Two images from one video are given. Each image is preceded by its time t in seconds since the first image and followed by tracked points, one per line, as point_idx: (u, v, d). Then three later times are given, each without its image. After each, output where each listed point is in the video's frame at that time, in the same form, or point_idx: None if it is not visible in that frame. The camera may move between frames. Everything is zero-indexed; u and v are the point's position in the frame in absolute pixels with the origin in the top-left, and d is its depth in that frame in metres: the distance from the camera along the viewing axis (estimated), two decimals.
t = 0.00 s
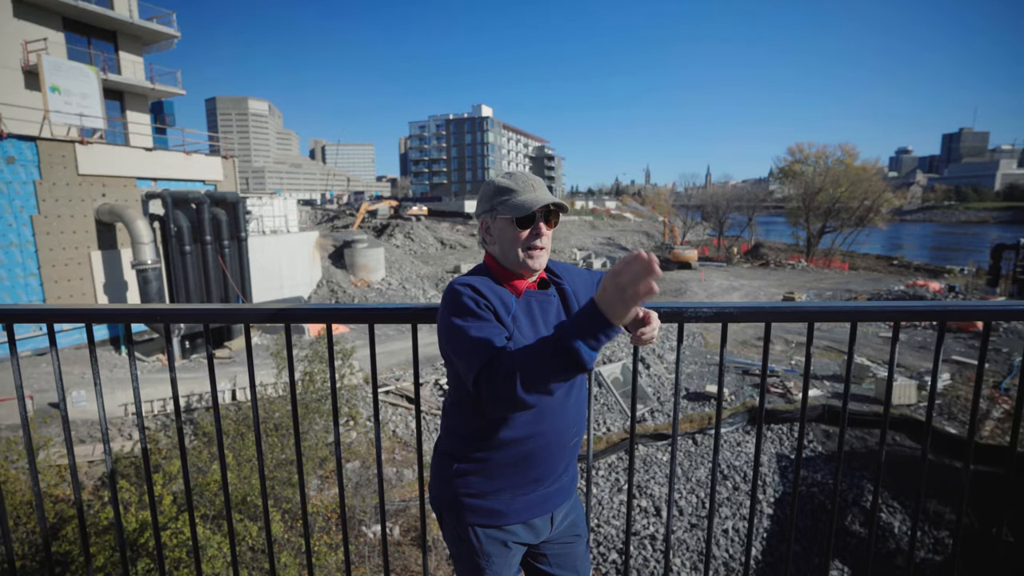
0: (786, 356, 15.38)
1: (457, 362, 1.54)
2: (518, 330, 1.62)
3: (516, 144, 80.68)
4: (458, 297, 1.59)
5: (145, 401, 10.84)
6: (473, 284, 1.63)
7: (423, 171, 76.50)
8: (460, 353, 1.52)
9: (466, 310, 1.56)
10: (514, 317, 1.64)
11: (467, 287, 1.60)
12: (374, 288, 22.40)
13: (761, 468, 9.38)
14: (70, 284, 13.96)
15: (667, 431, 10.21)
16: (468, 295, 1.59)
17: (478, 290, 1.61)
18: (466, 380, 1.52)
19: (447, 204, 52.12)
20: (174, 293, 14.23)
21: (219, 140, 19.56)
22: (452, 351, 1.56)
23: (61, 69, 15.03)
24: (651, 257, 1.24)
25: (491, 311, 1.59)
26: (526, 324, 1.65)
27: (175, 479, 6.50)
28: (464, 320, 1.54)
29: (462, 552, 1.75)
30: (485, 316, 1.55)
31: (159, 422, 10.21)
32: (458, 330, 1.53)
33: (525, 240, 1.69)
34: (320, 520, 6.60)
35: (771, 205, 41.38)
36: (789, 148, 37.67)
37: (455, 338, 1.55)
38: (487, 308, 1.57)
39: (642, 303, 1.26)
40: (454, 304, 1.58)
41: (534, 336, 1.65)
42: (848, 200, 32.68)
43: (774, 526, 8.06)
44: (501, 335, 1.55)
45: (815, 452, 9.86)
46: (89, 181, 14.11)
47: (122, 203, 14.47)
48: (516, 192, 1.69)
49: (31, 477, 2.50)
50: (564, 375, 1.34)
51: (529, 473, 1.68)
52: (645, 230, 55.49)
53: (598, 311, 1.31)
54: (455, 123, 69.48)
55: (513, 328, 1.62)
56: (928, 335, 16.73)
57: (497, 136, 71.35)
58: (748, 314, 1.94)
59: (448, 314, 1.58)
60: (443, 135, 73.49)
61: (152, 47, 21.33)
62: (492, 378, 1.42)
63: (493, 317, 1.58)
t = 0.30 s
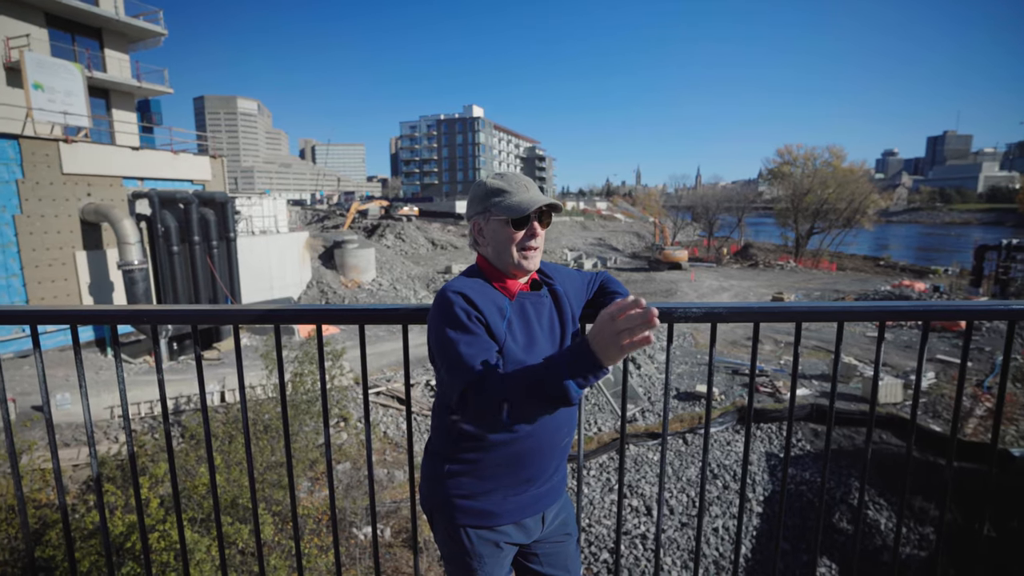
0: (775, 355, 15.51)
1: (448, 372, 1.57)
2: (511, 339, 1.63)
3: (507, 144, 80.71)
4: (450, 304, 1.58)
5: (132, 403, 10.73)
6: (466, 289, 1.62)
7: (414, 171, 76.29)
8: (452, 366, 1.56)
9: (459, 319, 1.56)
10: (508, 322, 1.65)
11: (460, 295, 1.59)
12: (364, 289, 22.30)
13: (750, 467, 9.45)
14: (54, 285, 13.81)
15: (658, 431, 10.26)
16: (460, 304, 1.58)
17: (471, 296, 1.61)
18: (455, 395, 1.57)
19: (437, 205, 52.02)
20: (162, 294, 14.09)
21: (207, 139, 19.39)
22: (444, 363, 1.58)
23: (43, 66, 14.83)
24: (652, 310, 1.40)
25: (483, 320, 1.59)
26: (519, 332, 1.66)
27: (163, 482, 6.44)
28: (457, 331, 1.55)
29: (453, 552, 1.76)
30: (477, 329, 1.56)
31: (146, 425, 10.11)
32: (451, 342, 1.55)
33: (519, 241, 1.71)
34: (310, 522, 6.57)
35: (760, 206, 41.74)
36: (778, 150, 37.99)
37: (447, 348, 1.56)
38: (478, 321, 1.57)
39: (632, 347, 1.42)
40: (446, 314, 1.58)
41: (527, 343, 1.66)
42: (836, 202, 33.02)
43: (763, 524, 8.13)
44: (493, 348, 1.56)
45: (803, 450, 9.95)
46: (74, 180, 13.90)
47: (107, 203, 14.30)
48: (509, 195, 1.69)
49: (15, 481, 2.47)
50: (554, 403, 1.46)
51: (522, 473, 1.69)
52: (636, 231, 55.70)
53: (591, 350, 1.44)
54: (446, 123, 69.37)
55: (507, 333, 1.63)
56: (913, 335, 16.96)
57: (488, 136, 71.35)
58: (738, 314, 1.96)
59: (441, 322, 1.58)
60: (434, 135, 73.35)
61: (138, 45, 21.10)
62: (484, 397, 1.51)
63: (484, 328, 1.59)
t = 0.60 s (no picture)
0: (764, 355, 15.64)
1: (437, 378, 1.57)
2: (500, 343, 1.65)
3: (497, 144, 80.71)
4: (438, 308, 1.57)
5: (117, 405, 10.60)
6: (453, 292, 1.62)
7: (404, 171, 76.04)
8: (441, 373, 1.56)
9: (447, 325, 1.55)
10: (495, 325, 1.65)
11: (448, 300, 1.58)
12: (355, 289, 22.19)
13: (739, 465, 9.52)
14: (37, 286, 13.61)
15: (648, 430, 10.29)
16: (447, 309, 1.57)
17: (459, 301, 1.60)
18: (446, 401, 1.57)
19: (428, 205, 51.89)
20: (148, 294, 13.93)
21: (194, 138, 19.21)
22: (432, 369, 1.59)
23: (26, 62, 14.60)
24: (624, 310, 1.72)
25: (471, 325, 1.59)
26: (507, 336, 1.67)
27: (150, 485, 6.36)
28: (446, 338, 1.56)
29: (442, 553, 1.76)
30: (466, 335, 1.56)
31: (131, 427, 10.00)
32: (440, 350, 1.55)
33: (506, 240, 1.71)
34: (299, 524, 6.52)
35: (749, 207, 42.09)
36: (767, 151, 38.31)
37: (435, 354, 1.56)
38: (466, 327, 1.58)
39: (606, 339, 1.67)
40: (435, 321, 1.57)
41: (515, 346, 1.68)
42: (823, 203, 33.36)
43: (752, 522, 8.20)
44: (484, 353, 1.58)
45: (791, 449, 10.04)
46: (57, 179, 13.68)
47: (92, 202, 14.09)
48: (495, 195, 1.70)
49: None
50: (550, 398, 1.56)
51: (510, 473, 1.70)
52: (626, 231, 55.90)
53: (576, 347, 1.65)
54: (436, 123, 69.15)
55: (494, 336, 1.64)
56: (899, 334, 17.19)
57: (479, 136, 71.27)
58: (726, 314, 1.98)
59: (429, 327, 1.58)
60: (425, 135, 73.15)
61: (123, 41, 20.84)
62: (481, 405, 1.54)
63: (472, 333, 1.59)
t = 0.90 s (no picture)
0: (753, 354, 15.76)
1: (428, 375, 1.56)
2: (489, 340, 1.65)
3: (488, 144, 80.64)
4: (427, 306, 1.56)
5: (102, 408, 10.46)
6: (442, 290, 1.61)
7: (394, 170, 75.71)
8: (433, 370, 1.56)
9: (437, 322, 1.55)
10: (483, 323, 1.66)
11: (436, 298, 1.58)
12: (344, 289, 22.07)
13: (728, 463, 9.58)
14: (19, 286, 13.36)
15: (637, 429, 10.33)
16: (435, 307, 1.57)
17: (447, 298, 1.59)
18: (439, 398, 1.56)
19: (418, 205, 51.69)
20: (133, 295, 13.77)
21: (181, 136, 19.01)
22: (423, 368, 1.57)
23: (7, 58, 14.41)
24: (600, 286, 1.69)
25: (460, 322, 1.59)
26: (495, 332, 1.67)
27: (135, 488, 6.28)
28: (437, 334, 1.55)
29: (432, 554, 1.75)
30: (456, 331, 1.56)
31: (117, 429, 9.88)
32: (431, 346, 1.54)
33: (491, 239, 1.70)
34: (289, 526, 6.47)
35: (738, 207, 42.43)
36: (756, 152, 38.57)
37: (426, 351, 1.55)
38: (456, 323, 1.57)
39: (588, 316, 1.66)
40: (424, 318, 1.56)
41: (504, 343, 1.68)
42: (811, 203, 33.70)
43: (741, 520, 8.27)
44: (476, 348, 1.58)
45: (779, 447, 10.13)
46: (41, 177, 13.42)
47: (76, 201, 13.89)
48: (480, 192, 1.69)
49: None
50: (544, 384, 1.58)
51: (501, 471, 1.70)
52: (616, 231, 56.06)
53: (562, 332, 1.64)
54: (426, 122, 68.91)
55: (484, 333, 1.64)
56: (885, 333, 17.42)
57: (469, 136, 71.18)
58: (714, 314, 1.99)
59: (419, 325, 1.57)
60: (415, 135, 72.91)
61: (107, 38, 20.57)
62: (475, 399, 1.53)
63: (462, 330, 1.59)
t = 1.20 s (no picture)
0: (742, 352, 15.89)
1: (417, 373, 1.56)
2: (476, 338, 1.65)
3: (478, 143, 80.54)
4: (414, 304, 1.57)
5: (87, 409, 10.34)
6: (428, 287, 1.61)
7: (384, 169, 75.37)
8: (420, 368, 1.56)
9: (423, 319, 1.55)
10: (471, 321, 1.65)
11: (422, 295, 1.58)
12: (334, 288, 21.94)
13: (717, 460, 9.66)
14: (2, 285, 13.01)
15: (628, 427, 10.39)
16: (422, 303, 1.57)
17: (434, 296, 1.59)
18: (426, 397, 1.56)
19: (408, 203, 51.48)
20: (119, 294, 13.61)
21: (167, 134, 18.82)
22: (411, 366, 1.58)
23: None
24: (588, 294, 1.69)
25: (447, 320, 1.59)
26: (483, 331, 1.67)
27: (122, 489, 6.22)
28: (424, 333, 1.55)
29: (424, 552, 1.75)
30: (442, 329, 1.56)
31: (103, 431, 9.77)
32: (417, 344, 1.55)
33: (474, 236, 1.69)
34: (278, 526, 6.42)
35: (727, 206, 42.73)
36: (745, 151, 38.85)
37: (412, 349, 1.56)
38: (443, 321, 1.57)
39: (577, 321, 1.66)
40: (411, 315, 1.56)
41: (491, 342, 1.68)
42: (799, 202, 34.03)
43: (730, 516, 8.34)
44: (463, 346, 1.58)
45: (767, 444, 10.23)
46: (24, 174, 13.19)
47: (60, 199, 13.68)
48: (463, 189, 1.69)
49: None
50: (531, 386, 1.58)
51: (491, 469, 1.70)
52: (606, 230, 56.22)
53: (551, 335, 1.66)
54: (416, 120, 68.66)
55: (470, 332, 1.64)
56: (871, 331, 17.63)
57: (459, 135, 71.03)
58: (703, 312, 2.00)
59: (406, 322, 1.56)
60: (405, 133, 72.63)
61: (91, 33, 20.30)
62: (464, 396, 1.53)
63: (449, 327, 1.59)
